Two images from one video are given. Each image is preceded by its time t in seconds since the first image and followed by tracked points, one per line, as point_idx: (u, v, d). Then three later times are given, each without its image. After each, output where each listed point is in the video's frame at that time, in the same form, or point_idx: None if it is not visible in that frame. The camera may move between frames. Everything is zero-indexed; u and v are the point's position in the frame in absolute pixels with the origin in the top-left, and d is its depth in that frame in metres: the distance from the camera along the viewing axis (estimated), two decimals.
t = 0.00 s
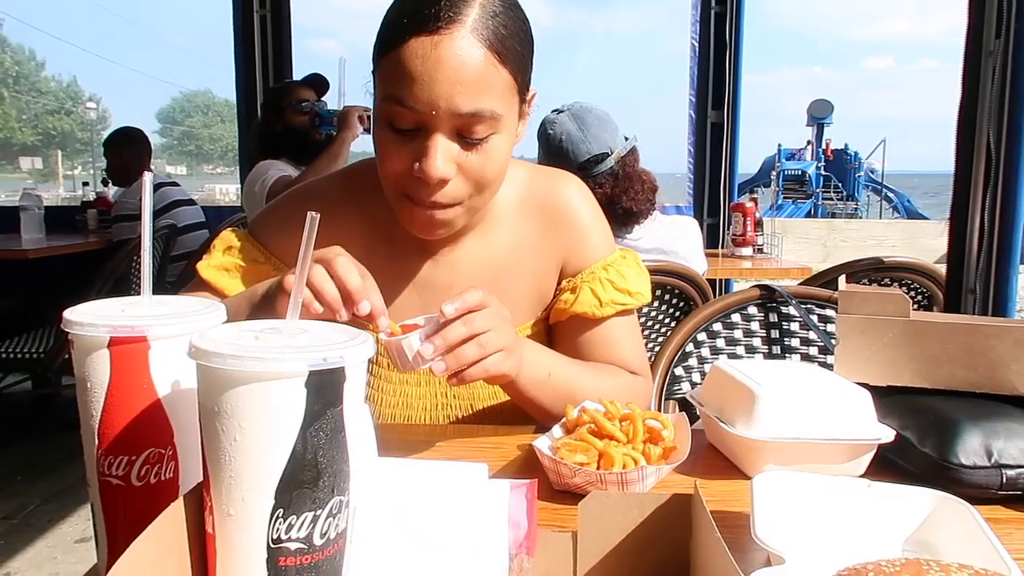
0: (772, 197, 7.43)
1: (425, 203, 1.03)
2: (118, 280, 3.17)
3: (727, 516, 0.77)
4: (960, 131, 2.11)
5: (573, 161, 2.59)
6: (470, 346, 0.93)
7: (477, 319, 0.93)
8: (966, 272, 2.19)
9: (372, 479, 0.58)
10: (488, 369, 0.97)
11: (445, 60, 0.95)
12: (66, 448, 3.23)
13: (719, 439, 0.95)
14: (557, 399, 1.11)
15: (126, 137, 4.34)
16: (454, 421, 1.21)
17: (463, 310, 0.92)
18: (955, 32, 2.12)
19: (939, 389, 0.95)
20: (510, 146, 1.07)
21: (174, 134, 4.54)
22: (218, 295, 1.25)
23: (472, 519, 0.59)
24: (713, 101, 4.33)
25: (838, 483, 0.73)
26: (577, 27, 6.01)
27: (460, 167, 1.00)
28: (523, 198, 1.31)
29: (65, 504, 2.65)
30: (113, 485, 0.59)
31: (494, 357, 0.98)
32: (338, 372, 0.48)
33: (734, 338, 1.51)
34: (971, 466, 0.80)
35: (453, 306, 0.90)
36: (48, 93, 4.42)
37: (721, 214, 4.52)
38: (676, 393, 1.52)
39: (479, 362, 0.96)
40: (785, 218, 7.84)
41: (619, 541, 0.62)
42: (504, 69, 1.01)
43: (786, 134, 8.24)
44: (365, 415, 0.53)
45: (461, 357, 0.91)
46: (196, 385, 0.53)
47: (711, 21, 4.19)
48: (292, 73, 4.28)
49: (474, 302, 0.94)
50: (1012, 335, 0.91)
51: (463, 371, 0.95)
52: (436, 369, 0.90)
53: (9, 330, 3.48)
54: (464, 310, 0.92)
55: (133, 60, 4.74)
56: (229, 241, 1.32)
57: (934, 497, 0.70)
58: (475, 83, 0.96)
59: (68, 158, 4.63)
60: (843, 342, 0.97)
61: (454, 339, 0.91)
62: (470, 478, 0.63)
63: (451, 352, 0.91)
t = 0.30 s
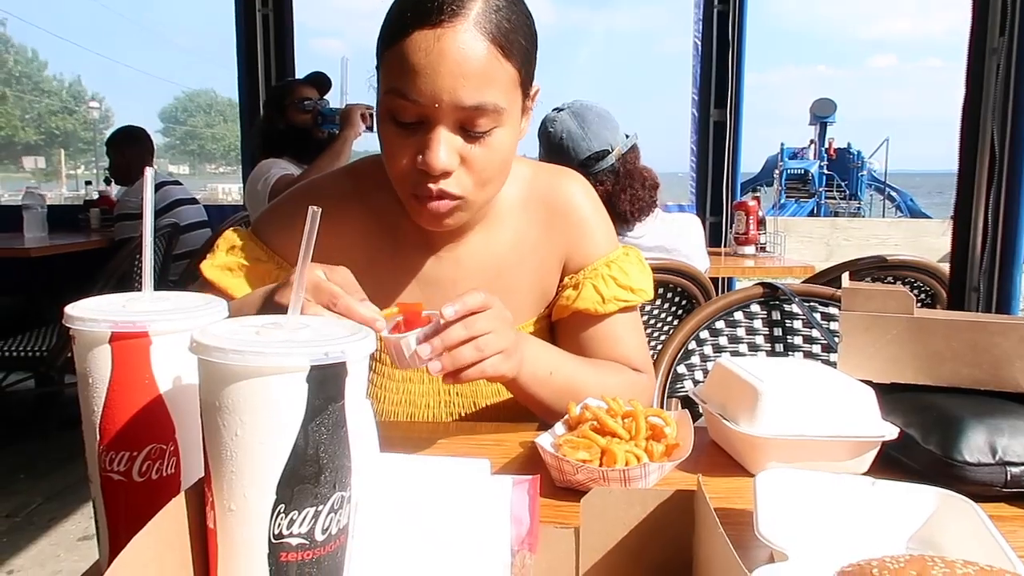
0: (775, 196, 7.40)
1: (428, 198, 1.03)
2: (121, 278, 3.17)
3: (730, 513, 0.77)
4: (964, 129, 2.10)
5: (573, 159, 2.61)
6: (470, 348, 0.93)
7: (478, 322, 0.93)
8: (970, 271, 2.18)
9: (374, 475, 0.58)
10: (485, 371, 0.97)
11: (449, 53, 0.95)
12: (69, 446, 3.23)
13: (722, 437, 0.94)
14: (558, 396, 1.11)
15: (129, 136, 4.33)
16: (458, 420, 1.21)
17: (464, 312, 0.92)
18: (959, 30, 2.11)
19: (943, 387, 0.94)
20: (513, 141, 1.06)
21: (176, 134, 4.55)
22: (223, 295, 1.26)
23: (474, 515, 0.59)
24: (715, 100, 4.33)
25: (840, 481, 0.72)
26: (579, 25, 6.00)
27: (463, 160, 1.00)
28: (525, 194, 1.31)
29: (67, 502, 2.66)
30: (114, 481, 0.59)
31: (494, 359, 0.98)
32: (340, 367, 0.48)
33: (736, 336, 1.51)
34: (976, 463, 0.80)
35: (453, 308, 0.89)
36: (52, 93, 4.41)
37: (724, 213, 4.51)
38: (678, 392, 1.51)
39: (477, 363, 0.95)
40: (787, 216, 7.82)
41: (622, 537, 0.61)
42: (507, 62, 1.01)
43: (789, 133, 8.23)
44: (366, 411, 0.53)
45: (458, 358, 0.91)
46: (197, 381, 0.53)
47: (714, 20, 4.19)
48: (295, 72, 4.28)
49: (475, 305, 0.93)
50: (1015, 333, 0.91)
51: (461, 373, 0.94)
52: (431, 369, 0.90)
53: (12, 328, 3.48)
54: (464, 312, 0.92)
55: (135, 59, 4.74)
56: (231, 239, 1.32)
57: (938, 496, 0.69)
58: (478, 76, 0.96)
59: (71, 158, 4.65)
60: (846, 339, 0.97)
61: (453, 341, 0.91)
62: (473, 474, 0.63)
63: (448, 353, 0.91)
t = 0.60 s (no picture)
0: (776, 194, 7.40)
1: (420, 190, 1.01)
2: (123, 276, 3.17)
3: (730, 510, 0.77)
4: (966, 126, 2.10)
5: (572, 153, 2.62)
6: (457, 312, 0.93)
7: (474, 290, 0.94)
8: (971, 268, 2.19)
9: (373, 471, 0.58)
10: (476, 340, 0.97)
11: (443, 44, 0.95)
12: (71, 443, 3.24)
13: (722, 434, 0.94)
14: (557, 387, 1.11)
15: (130, 133, 4.32)
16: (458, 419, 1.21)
17: (457, 277, 0.92)
18: (962, 26, 2.11)
19: (945, 384, 0.94)
20: (509, 137, 1.06)
21: (178, 131, 4.52)
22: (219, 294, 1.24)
23: (475, 511, 0.59)
24: (716, 97, 4.33)
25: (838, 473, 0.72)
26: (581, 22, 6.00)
27: (456, 155, 0.98)
28: (525, 192, 1.31)
29: (70, 499, 2.66)
30: (114, 477, 0.59)
31: (483, 331, 0.97)
32: (340, 364, 0.48)
33: (737, 333, 1.51)
34: (976, 460, 0.80)
35: (447, 269, 0.91)
36: (54, 91, 4.45)
37: (726, 210, 4.51)
38: (679, 388, 1.52)
39: (463, 331, 0.95)
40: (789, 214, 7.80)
41: (622, 532, 0.61)
42: (503, 57, 1.01)
43: (791, 130, 8.21)
44: (366, 408, 0.53)
45: (444, 318, 0.92)
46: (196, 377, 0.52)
47: (715, 17, 4.19)
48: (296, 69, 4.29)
49: (474, 272, 0.94)
50: (1017, 329, 0.90)
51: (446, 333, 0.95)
52: (416, 324, 0.92)
53: (14, 326, 3.49)
54: (459, 277, 0.92)
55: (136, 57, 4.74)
56: (230, 239, 1.32)
57: (939, 488, 0.69)
58: (473, 68, 0.96)
59: (72, 155, 4.66)
60: (847, 337, 0.96)
61: (443, 301, 0.92)
62: (473, 471, 0.63)
63: (435, 311, 0.93)
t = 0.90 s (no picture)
0: (778, 191, 7.39)
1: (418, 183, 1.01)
2: (125, 273, 3.17)
3: (731, 506, 0.77)
4: (969, 123, 2.09)
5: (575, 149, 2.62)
6: (461, 294, 0.94)
7: (478, 275, 0.94)
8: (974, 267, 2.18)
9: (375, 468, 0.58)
10: (479, 324, 0.97)
11: (444, 38, 0.95)
12: (72, 440, 3.24)
13: (724, 432, 0.94)
14: (561, 380, 1.11)
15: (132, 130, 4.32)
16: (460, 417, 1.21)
17: (462, 259, 0.92)
18: (965, 24, 2.10)
19: (949, 381, 0.94)
20: (510, 134, 1.05)
21: (180, 128, 4.51)
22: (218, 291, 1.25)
23: (477, 507, 0.59)
24: (718, 95, 4.33)
25: (841, 471, 0.72)
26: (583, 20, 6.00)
27: (455, 150, 0.98)
28: (527, 188, 1.31)
29: (71, 496, 2.67)
30: (117, 473, 0.59)
31: (484, 316, 0.97)
32: (341, 359, 0.48)
33: (739, 330, 1.50)
34: (979, 457, 0.80)
35: (453, 250, 0.91)
36: (54, 88, 4.44)
37: (727, 208, 4.50)
38: (681, 385, 1.52)
39: (466, 314, 0.95)
40: (791, 212, 7.77)
41: (625, 528, 0.62)
42: (504, 52, 1.01)
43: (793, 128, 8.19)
44: (368, 404, 0.53)
45: (448, 299, 0.93)
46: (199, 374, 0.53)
47: (717, 14, 4.18)
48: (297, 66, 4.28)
49: (479, 255, 0.93)
50: (1020, 326, 0.90)
51: (447, 313, 0.95)
52: (420, 303, 0.93)
53: (16, 322, 3.50)
54: (465, 259, 0.92)
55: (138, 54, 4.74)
56: (232, 236, 1.31)
57: (941, 485, 0.69)
58: (474, 62, 0.96)
59: (74, 153, 4.66)
60: (849, 333, 0.97)
61: (447, 283, 0.93)
62: (475, 467, 0.63)
63: (439, 292, 0.93)
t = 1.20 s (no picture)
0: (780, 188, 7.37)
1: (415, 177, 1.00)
2: (127, 269, 3.18)
3: (733, 504, 0.77)
4: (971, 121, 2.09)
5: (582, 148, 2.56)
6: (462, 304, 0.94)
7: (478, 284, 0.94)
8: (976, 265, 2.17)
9: (378, 465, 0.58)
10: (481, 333, 0.98)
11: (442, 31, 0.96)
12: (75, 436, 3.25)
13: (727, 429, 0.94)
14: (562, 380, 1.11)
15: (134, 127, 4.36)
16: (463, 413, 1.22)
17: (461, 270, 0.92)
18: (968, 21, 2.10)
19: (951, 380, 0.94)
20: (509, 131, 1.05)
21: (181, 125, 4.51)
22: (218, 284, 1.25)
23: (480, 505, 0.59)
24: (721, 92, 4.32)
25: (843, 470, 0.72)
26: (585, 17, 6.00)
27: (453, 143, 0.98)
28: (527, 187, 1.31)
29: (74, 492, 2.67)
30: (122, 470, 0.60)
31: (487, 324, 0.98)
32: (346, 358, 0.48)
33: (741, 328, 1.51)
34: (980, 455, 0.80)
35: (452, 262, 0.91)
36: (56, 84, 4.45)
37: (729, 205, 4.50)
38: (683, 383, 1.52)
39: (468, 325, 0.96)
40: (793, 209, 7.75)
41: (628, 526, 0.62)
42: (502, 47, 1.01)
43: (796, 125, 8.17)
44: (372, 402, 0.53)
45: (448, 311, 0.93)
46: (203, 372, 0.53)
47: (720, 11, 4.18)
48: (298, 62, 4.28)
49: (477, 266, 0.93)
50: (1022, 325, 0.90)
51: (450, 326, 0.96)
52: (420, 315, 0.93)
53: (18, 319, 3.51)
54: (464, 270, 0.92)
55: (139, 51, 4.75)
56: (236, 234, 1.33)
57: (943, 486, 0.69)
58: (471, 56, 0.97)
59: (76, 150, 4.64)
60: (851, 331, 0.97)
61: (447, 294, 0.93)
62: (478, 464, 0.63)
63: (439, 304, 0.94)
